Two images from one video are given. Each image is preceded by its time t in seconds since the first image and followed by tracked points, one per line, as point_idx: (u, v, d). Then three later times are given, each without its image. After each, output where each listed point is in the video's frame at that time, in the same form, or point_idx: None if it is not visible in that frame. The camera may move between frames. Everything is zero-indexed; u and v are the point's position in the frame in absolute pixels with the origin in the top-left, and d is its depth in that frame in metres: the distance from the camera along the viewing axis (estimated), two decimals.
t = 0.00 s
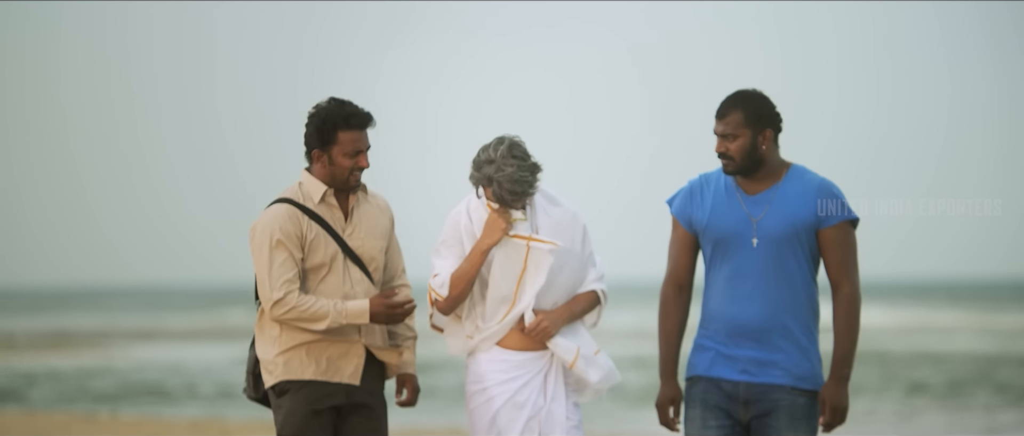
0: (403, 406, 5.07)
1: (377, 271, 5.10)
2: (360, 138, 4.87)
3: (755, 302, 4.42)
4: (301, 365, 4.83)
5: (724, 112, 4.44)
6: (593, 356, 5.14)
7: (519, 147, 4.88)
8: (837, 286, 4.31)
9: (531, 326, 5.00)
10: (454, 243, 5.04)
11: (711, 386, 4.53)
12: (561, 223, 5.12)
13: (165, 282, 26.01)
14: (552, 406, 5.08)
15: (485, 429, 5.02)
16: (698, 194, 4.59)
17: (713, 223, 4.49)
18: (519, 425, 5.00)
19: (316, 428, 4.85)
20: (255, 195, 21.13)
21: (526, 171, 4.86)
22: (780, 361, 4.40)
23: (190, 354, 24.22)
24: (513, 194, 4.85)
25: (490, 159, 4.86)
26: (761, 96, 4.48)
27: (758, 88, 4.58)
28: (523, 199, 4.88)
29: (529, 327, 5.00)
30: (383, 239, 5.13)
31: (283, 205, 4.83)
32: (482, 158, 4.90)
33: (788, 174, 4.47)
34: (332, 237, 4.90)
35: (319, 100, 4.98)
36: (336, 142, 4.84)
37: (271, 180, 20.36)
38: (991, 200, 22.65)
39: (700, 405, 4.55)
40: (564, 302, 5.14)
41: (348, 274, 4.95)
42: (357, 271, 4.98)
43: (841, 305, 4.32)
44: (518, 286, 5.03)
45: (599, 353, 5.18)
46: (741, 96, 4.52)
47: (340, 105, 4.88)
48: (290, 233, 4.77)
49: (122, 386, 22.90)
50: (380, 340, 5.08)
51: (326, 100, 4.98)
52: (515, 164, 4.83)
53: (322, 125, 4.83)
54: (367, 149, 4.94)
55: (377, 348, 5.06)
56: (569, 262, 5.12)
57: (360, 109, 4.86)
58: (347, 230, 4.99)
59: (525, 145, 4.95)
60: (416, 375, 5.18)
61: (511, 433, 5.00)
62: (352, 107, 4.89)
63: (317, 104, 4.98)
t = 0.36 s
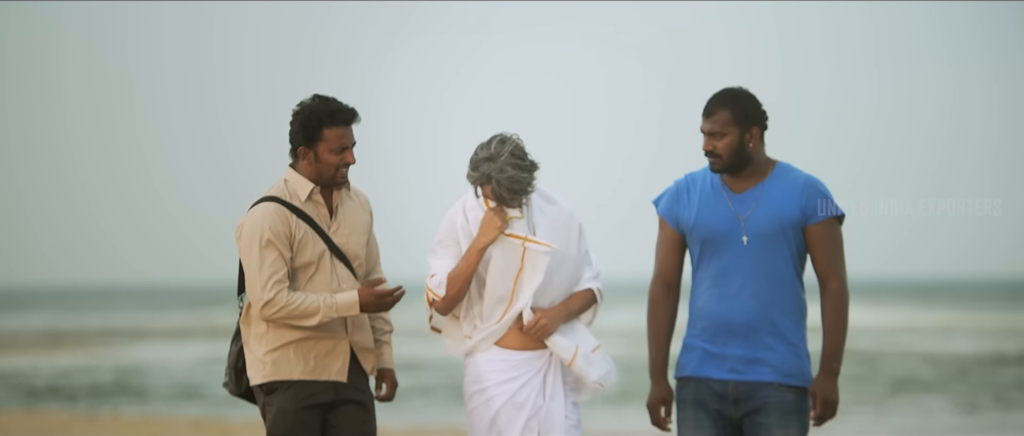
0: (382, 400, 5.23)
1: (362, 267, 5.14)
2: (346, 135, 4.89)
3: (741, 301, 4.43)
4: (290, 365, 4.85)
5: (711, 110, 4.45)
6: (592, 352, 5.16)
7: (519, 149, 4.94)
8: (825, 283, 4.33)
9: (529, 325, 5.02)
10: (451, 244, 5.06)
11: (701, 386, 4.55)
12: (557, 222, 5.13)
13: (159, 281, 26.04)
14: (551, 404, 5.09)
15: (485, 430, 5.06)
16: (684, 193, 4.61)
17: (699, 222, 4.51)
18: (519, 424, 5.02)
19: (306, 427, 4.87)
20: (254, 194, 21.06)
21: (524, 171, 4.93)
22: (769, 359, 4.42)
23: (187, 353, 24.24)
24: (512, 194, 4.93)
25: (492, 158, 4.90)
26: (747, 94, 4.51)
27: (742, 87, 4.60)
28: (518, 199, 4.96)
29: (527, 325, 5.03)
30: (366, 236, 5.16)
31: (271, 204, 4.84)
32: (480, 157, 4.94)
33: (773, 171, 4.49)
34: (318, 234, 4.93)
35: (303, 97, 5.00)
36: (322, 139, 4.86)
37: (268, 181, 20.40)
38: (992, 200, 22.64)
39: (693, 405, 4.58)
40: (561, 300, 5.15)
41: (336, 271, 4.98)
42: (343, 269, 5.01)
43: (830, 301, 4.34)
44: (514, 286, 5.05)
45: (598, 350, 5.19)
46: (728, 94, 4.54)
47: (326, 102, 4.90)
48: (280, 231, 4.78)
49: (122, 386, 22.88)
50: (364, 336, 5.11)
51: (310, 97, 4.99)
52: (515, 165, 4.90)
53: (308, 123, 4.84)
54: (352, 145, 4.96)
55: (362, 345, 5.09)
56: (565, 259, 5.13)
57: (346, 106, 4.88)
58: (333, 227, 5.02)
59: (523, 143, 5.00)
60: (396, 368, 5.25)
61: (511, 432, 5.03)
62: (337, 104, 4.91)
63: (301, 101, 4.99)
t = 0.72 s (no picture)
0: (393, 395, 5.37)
1: (367, 264, 5.26)
2: (348, 133, 5.00)
3: (729, 300, 4.55)
4: (298, 363, 4.96)
5: (701, 111, 4.55)
6: (590, 350, 5.26)
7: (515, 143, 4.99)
8: (812, 283, 4.44)
9: (527, 324, 5.13)
10: (448, 245, 5.18)
11: (692, 384, 4.67)
12: (552, 220, 5.25)
13: (162, 280, 26.18)
14: (550, 404, 5.21)
15: (485, 430, 5.18)
16: (671, 195, 4.72)
17: (687, 224, 4.62)
18: (519, 423, 5.14)
19: (314, 425, 4.99)
20: (256, 193, 21.14)
21: (519, 165, 4.97)
22: (757, 356, 4.53)
23: (187, 351, 24.34)
24: (508, 186, 4.95)
25: (486, 151, 4.95)
26: (735, 95, 4.61)
27: (730, 87, 4.71)
28: (514, 193, 4.99)
29: (525, 325, 5.14)
30: (371, 233, 5.28)
31: (276, 203, 4.96)
32: (476, 152, 4.99)
33: (760, 171, 4.60)
34: (323, 233, 5.04)
35: (305, 96, 5.11)
36: (324, 138, 4.97)
37: (267, 181, 20.43)
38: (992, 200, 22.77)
39: (685, 404, 4.69)
40: (559, 298, 5.27)
41: (341, 268, 5.10)
42: (349, 266, 5.13)
43: (817, 300, 4.44)
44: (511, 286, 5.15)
45: (596, 347, 5.30)
46: (717, 95, 4.64)
47: (328, 101, 5.01)
48: (284, 231, 4.90)
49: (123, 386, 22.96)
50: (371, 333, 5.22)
51: (312, 95, 5.11)
52: (510, 158, 4.94)
53: (310, 121, 4.96)
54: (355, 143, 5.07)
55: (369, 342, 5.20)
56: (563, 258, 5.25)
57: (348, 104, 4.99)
58: (338, 224, 5.13)
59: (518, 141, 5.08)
60: (405, 365, 5.37)
61: (510, 431, 5.15)
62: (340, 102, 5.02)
63: (304, 99, 5.10)
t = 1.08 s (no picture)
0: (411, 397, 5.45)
1: (384, 265, 5.34)
2: (362, 131, 5.10)
3: (727, 299, 4.64)
4: (313, 362, 5.07)
5: (700, 110, 4.64)
6: (599, 347, 5.36)
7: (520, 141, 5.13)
8: (809, 282, 4.54)
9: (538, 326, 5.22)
10: (444, 251, 5.30)
11: (692, 383, 4.77)
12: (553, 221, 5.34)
13: (161, 279, 26.27)
14: (554, 403, 5.30)
15: (490, 430, 5.29)
16: (667, 196, 4.81)
17: (684, 225, 4.71)
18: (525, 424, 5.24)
19: (328, 423, 5.09)
20: (259, 192, 21.26)
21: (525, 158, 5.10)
22: (755, 353, 4.63)
23: (190, 350, 24.43)
24: (514, 179, 5.04)
25: (494, 143, 5.06)
26: (732, 94, 4.71)
27: (727, 87, 4.82)
28: (519, 188, 5.08)
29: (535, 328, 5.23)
30: (389, 234, 5.36)
31: (290, 203, 5.08)
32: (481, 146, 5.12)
33: (755, 172, 4.69)
34: (338, 232, 5.14)
35: (320, 96, 5.23)
36: (338, 136, 5.08)
37: (272, 181, 20.57)
38: (991, 201, 23.32)
39: (684, 405, 4.79)
40: (564, 298, 5.36)
41: (357, 269, 5.18)
42: (365, 266, 5.21)
43: (814, 298, 4.53)
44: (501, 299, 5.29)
45: (603, 345, 5.40)
46: (714, 94, 4.75)
47: (344, 99, 5.13)
48: (298, 231, 5.01)
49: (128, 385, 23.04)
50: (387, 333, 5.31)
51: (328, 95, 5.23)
52: (515, 150, 5.07)
53: (324, 120, 5.08)
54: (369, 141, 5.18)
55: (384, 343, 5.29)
56: (561, 266, 5.34)
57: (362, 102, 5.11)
58: (354, 225, 5.23)
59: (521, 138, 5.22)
60: (423, 367, 5.46)
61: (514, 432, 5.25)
62: (354, 101, 5.13)
63: (319, 99, 5.22)
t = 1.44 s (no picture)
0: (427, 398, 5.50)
1: (400, 267, 5.36)
2: (377, 133, 5.13)
3: (736, 300, 4.67)
4: (327, 361, 5.12)
5: (712, 108, 4.69)
6: (603, 350, 5.42)
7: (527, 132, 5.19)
8: (816, 285, 4.55)
9: (547, 327, 5.23)
10: (449, 252, 5.32)
11: (699, 385, 4.80)
12: (559, 220, 5.37)
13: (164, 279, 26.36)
14: (559, 403, 5.34)
15: (495, 430, 5.32)
16: (678, 197, 4.85)
17: (693, 226, 4.75)
18: (529, 423, 5.27)
19: (340, 423, 5.13)
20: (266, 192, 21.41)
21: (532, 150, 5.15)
22: (762, 356, 4.66)
23: (195, 351, 24.52)
24: (524, 167, 5.07)
25: (502, 134, 5.11)
26: (744, 93, 4.75)
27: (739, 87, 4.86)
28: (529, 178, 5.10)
29: (543, 329, 5.24)
30: (405, 236, 5.38)
31: (306, 205, 5.13)
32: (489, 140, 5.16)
33: (767, 172, 4.72)
34: (353, 235, 5.18)
35: (337, 97, 5.28)
36: (353, 137, 5.11)
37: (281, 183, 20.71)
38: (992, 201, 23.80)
39: (691, 406, 4.83)
40: (572, 299, 5.38)
41: (372, 272, 5.22)
42: (380, 268, 5.24)
43: (822, 302, 4.56)
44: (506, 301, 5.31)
45: (607, 348, 5.46)
46: (726, 94, 4.80)
47: (358, 101, 5.16)
48: (313, 233, 5.06)
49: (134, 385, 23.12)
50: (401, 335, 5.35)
51: (344, 97, 5.27)
52: (523, 140, 5.14)
53: (339, 121, 5.12)
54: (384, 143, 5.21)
55: (398, 345, 5.33)
56: (565, 269, 5.36)
57: (375, 103, 5.13)
58: (370, 227, 5.26)
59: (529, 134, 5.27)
60: (439, 369, 5.50)
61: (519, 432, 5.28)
62: (368, 103, 5.17)
63: (334, 101, 5.27)
